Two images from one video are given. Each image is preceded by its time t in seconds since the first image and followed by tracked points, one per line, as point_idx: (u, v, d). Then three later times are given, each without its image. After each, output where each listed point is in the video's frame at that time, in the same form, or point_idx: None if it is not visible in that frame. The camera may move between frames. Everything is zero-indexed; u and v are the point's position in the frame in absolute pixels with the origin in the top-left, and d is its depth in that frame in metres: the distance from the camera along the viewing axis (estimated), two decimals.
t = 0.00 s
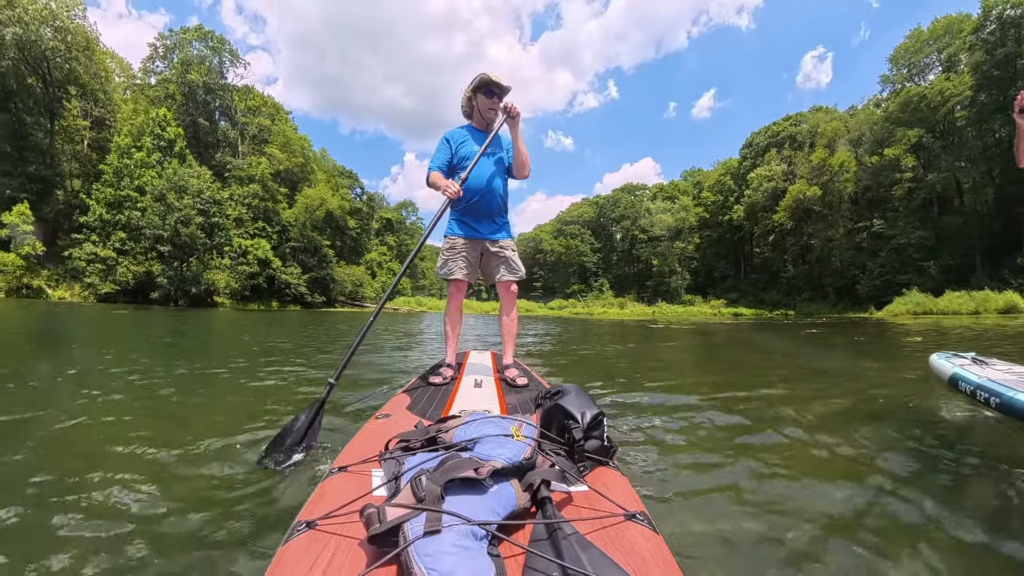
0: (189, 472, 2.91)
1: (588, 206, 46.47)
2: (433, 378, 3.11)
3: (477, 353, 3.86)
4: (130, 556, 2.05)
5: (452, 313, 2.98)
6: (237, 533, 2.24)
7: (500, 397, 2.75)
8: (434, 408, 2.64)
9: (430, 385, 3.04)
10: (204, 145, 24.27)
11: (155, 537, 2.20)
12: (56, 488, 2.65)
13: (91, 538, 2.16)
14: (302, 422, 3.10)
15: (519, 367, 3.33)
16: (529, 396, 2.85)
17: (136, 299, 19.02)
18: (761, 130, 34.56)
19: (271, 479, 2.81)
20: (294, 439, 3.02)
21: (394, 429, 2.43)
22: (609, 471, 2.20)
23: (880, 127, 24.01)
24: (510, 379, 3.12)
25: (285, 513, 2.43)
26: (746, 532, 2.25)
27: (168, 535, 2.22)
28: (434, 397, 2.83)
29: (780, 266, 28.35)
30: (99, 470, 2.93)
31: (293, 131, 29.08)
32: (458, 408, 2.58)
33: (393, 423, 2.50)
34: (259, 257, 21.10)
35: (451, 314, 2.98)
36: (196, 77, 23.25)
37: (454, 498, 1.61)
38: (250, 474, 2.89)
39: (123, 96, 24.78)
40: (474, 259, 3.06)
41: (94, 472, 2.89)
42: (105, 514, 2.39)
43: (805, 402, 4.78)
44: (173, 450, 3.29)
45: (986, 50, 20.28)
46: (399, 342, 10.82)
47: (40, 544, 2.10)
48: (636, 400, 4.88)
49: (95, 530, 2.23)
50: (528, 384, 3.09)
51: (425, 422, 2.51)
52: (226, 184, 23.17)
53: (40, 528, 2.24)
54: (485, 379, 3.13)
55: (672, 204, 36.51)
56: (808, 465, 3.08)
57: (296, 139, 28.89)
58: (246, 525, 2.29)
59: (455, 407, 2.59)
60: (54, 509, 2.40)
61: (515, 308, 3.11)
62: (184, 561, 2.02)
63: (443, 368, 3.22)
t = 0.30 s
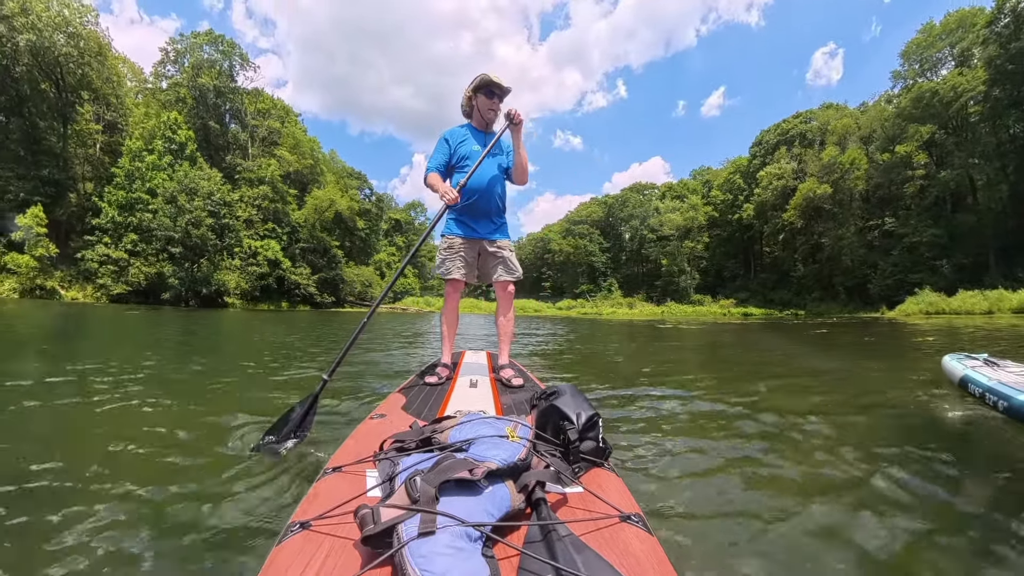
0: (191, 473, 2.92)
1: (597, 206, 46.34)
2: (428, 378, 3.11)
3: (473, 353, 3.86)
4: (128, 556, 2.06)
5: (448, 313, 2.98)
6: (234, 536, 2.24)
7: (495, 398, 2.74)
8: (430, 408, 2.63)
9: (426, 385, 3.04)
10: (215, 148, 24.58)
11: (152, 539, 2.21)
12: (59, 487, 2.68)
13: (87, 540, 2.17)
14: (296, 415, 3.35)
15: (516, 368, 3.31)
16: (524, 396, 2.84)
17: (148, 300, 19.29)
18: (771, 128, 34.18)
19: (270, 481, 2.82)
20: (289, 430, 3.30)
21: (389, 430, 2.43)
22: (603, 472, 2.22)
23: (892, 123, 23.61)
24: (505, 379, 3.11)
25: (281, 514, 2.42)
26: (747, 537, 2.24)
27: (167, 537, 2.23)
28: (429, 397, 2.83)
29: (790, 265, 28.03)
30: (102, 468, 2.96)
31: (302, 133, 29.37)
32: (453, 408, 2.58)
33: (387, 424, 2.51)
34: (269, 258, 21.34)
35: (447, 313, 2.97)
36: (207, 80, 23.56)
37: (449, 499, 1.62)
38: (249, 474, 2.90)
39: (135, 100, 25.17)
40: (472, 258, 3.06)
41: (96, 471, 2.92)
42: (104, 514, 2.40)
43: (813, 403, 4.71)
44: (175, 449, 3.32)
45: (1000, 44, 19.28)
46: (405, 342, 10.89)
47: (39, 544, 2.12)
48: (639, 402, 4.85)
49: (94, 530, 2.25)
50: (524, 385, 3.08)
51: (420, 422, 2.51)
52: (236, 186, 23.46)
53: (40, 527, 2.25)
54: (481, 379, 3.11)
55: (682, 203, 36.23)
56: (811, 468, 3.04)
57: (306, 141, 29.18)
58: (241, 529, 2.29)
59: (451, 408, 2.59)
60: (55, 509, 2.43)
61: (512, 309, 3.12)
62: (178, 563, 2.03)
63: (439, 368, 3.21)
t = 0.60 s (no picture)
0: (190, 472, 2.92)
1: (606, 205, 46.16)
2: (422, 377, 3.13)
3: (467, 352, 3.86)
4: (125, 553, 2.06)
5: (443, 312, 2.98)
6: (231, 533, 2.25)
7: (489, 398, 2.75)
8: (423, 407, 2.64)
9: (420, 384, 3.04)
10: (226, 150, 24.89)
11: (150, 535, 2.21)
12: (61, 484, 2.68)
13: (84, 538, 2.17)
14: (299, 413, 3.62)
15: (509, 368, 3.31)
16: (518, 396, 2.85)
17: (159, 301, 19.47)
18: (781, 126, 33.78)
19: (267, 480, 2.83)
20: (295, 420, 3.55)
21: (382, 429, 2.44)
22: (596, 473, 2.29)
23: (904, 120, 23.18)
24: (499, 379, 3.10)
25: (277, 511, 2.44)
26: (743, 545, 2.24)
27: (165, 533, 2.23)
28: (423, 397, 2.84)
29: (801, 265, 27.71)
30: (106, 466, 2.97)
31: (312, 135, 29.68)
32: (447, 407, 2.57)
33: (381, 423, 2.52)
34: (279, 259, 21.61)
35: (442, 313, 2.97)
36: (218, 84, 23.88)
37: (443, 499, 1.63)
38: (248, 473, 2.92)
39: (148, 104, 25.60)
40: (467, 258, 3.05)
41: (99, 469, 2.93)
42: (103, 510, 2.41)
43: (818, 406, 4.64)
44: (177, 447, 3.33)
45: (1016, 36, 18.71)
46: (412, 341, 10.99)
47: (35, 541, 2.11)
48: (639, 405, 4.80)
49: (92, 526, 2.25)
50: (518, 385, 3.09)
51: (413, 422, 2.51)
52: (246, 187, 23.78)
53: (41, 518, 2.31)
54: (475, 378, 3.12)
55: (691, 202, 35.96)
56: (814, 475, 3.01)
57: (315, 143, 29.49)
58: (237, 526, 2.30)
59: (444, 407, 2.60)
60: (54, 507, 2.43)
61: (506, 308, 3.12)
62: (176, 559, 2.04)
63: (433, 368, 3.22)
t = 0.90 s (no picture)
0: (192, 471, 2.92)
1: (615, 204, 45.95)
2: (419, 377, 3.15)
3: (464, 352, 3.89)
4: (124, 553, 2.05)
5: (440, 312, 2.99)
6: (230, 532, 2.25)
7: (485, 397, 2.75)
8: (419, 407, 2.65)
9: (417, 383, 3.05)
10: (237, 153, 25.17)
11: (149, 536, 2.20)
12: (64, 484, 2.69)
13: (88, 532, 2.20)
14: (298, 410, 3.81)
15: (506, 368, 3.32)
16: (514, 396, 2.86)
17: (171, 301, 19.53)
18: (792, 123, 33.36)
19: (269, 479, 2.84)
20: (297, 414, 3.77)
21: (378, 428, 2.45)
22: (591, 473, 2.35)
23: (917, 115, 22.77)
24: (495, 379, 3.11)
25: (276, 507, 2.48)
26: (744, 546, 2.22)
27: (164, 533, 2.23)
28: (419, 396, 2.85)
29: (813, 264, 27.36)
30: (109, 465, 2.98)
31: (322, 137, 30.03)
32: (443, 407, 2.58)
33: (377, 422, 2.53)
34: (288, 259, 21.88)
35: (438, 312, 2.98)
36: (228, 88, 24.21)
37: (438, 499, 1.64)
38: (249, 471, 2.93)
39: (160, 108, 26.05)
40: (464, 258, 3.06)
41: (103, 468, 2.94)
42: (101, 511, 2.40)
43: (826, 408, 4.56)
44: (181, 446, 3.34)
45: None
46: (419, 340, 11.07)
47: (36, 540, 2.12)
48: (642, 406, 4.75)
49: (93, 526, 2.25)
50: (514, 385, 3.09)
51: (409, 421, 2.53)
52: (257, 189, 24.12)
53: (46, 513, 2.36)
54: (471, 378, 3.13)
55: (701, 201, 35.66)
56: (822, 477, 2.96)
57: (325, 144, 29.83)
58: (235, 525, 2.31)
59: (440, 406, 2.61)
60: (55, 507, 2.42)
61: (503, 309, 3.13)
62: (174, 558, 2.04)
63: (429, 368, 3.22)
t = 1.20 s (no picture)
0: (199, 472, 2.96)
1: (626, 204, 45.73)
2: (418, 377, 3.16)
3: (464, 352, 3.90)
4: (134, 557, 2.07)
5: (440, 312, 3.00)
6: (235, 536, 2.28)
7: (484, 397, 2.75)
8: (418, 407, 2.65)
9: (416, 383, 3.07)
10: (248, 155, 25.46)
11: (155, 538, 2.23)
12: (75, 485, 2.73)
13: (95, 531, 2.27)
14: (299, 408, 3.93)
15: (505, 368, 3.32)
16: (513, 396, 2.86)
17: (183, 301, 19.54)
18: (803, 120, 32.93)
19: (273, 480, 2.87)
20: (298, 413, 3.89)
21: (377, 427, 2.46)
22: (590, 473, 2.35)
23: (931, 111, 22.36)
24: (495, 379, 3.11)
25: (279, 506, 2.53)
26: (747, 547, 2.21)
27: (173, 535, 2.26)
28: (419, 395, 2.86)
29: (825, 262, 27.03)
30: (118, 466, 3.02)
31: (332, 139, 30.35)
32: (442, 407, 2.59)
33: (375, 422, 2.54)
34: (299, 260, 22.16)
35: (437, 312, 2.98)
36: (240, 91, 24.51)
37: (437, 498, 1.64)
38: (254, 473, 2.96)
39: (172, 112, 26.46)
40: (463, 257, 3.06)
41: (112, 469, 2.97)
42: (109, 509, 2.46)
43: (837, 409, 4.49)
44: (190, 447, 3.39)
45: None
46: (426, 340, 11.17)
47: (48, 538, 2.19)
48: (648, 406, 4.71)
49: (100, 531, 2.26)
50: (513, 386, 3.09)
51: (407, 421, 2.53)
52: (268, 191, 24.43)
53: (55, 512, 2.42)
54: (470, 378, 3.13)
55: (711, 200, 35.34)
56: (832, 479, 2.93)
57: (335, 146, 30.13)
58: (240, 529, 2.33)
59: (440, 406, 2.62)
60: (64, 508, 2.45)
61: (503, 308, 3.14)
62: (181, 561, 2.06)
63: (428, 368, 3.23)
